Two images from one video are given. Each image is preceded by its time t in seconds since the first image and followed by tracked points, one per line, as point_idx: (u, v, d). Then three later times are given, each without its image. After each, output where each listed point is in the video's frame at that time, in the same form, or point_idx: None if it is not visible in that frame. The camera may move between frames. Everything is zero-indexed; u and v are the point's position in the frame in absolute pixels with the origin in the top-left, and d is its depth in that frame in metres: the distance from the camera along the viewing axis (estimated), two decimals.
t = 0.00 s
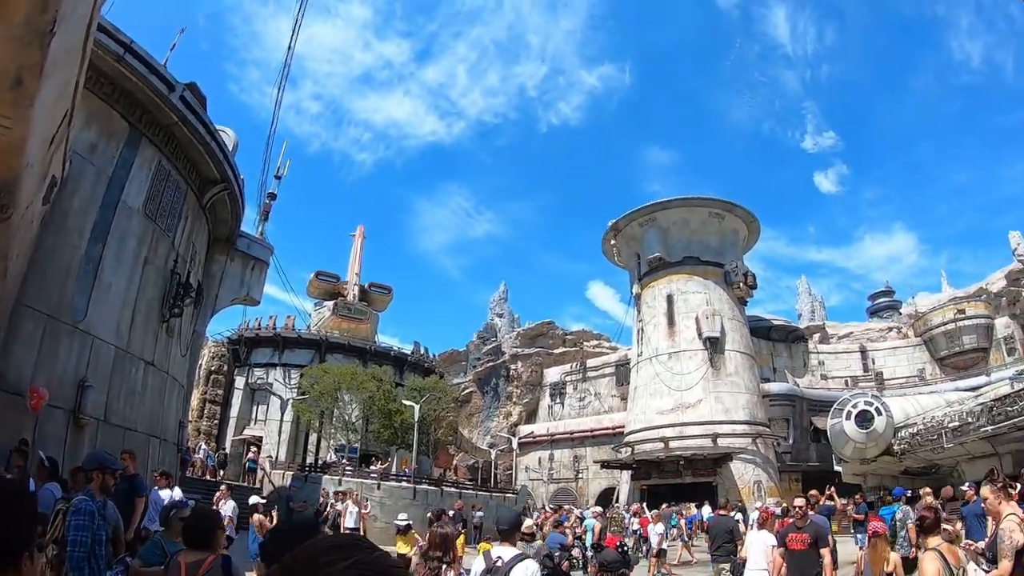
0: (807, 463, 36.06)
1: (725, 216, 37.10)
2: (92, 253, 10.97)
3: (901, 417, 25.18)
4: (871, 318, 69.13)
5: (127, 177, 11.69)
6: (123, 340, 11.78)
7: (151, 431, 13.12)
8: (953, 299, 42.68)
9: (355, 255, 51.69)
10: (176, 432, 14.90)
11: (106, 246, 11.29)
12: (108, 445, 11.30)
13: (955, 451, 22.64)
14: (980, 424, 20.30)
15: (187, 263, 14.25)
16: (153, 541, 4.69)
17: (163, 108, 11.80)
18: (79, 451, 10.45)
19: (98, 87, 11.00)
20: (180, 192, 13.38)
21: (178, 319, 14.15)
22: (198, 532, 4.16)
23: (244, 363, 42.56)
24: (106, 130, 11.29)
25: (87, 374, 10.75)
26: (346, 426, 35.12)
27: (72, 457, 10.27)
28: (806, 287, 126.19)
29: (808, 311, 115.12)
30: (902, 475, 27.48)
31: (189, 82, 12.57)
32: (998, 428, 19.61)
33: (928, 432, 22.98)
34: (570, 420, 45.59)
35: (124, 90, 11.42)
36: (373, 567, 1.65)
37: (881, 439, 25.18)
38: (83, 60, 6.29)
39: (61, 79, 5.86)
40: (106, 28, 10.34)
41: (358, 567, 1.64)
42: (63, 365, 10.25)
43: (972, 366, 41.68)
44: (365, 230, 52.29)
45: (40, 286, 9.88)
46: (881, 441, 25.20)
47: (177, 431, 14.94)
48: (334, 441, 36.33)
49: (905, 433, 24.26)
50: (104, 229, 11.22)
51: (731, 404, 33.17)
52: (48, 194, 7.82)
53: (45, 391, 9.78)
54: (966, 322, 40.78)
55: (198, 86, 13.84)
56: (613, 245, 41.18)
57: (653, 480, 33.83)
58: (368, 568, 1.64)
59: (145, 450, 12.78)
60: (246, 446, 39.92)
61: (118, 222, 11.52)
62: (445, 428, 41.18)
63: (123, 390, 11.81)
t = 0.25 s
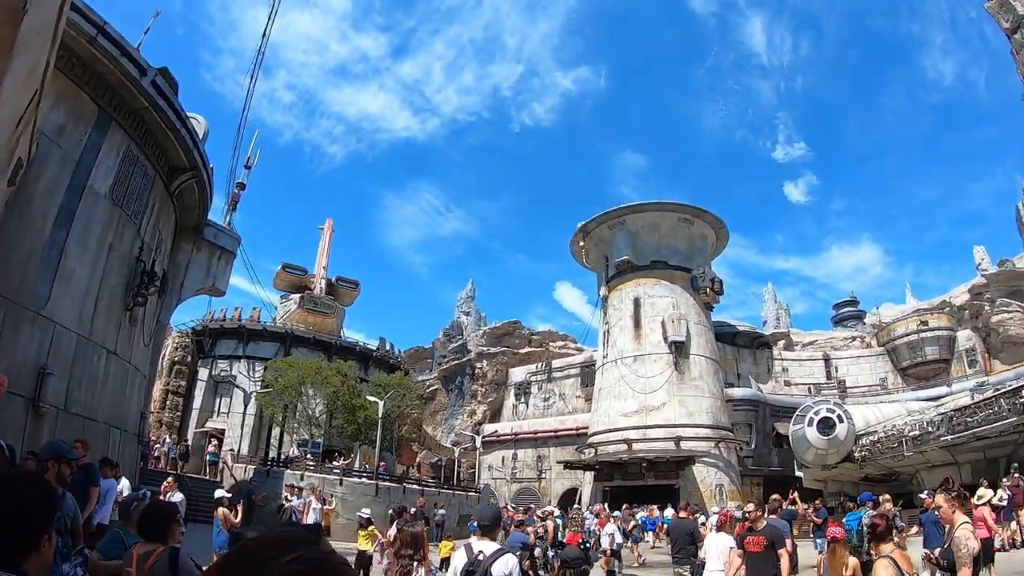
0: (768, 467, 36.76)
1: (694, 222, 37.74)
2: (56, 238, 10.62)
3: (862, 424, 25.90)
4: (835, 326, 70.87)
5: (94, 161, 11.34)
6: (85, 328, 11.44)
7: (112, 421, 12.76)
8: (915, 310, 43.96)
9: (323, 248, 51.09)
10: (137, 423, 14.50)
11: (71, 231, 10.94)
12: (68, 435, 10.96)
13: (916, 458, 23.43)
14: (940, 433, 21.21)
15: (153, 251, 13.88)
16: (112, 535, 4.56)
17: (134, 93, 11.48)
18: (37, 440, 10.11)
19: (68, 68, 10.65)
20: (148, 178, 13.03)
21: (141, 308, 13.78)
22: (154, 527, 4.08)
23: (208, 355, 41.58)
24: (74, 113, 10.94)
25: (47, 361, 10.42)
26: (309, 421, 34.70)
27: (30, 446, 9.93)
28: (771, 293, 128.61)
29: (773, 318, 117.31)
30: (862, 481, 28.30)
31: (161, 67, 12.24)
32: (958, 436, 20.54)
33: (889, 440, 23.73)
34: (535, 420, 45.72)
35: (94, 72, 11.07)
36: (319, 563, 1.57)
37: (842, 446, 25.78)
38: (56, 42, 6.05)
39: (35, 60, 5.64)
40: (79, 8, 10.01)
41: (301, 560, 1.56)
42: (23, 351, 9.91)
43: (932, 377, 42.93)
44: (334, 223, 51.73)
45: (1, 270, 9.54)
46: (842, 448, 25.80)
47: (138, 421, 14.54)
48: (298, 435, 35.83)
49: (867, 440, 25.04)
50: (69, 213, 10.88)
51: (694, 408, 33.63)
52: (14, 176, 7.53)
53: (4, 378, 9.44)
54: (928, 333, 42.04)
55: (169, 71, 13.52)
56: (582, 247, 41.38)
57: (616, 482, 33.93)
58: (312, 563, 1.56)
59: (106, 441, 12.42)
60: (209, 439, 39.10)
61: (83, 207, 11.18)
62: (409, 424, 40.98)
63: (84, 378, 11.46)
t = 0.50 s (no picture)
0: (737, 469, 37.33)
1: (670, 224, 38.11)
2: (29, 221, 10.34)
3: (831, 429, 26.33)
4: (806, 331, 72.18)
5: (69, 144, 11.07)
6: (55, 313, 11.16)
7: (80, 409, 12.46)
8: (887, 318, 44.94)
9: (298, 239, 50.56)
10: (106, 411, 14.19)
11: (44, 215, 10.67)
12: (35, 422, 10.68)
13: (884, 464, 23.91)
14: (908, 440, 21.84)
15: (126, 237, 13.58)
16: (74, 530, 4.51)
17: (113, 77, 11.21)
18: (4, 427, 9.82)
19: (46, 49, 10.38)
20: (123, 163, 12.75)
21: (112, 295, 13.48)
22: (110, 516, 3.97)
23: (179, 344, 40.80)
24: (50, 94, 10.66)
25: (15, 347, 10.14)
26: (280, 413, 34.35)
27: None
28: (743, 298, 130.53)
29: (745, 321, 119.04)
30: (830, 485, 28.70)
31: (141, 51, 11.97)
32: (926, 444, 21.26)
33: (858, 445, 24.18)
34: (506, 417, 45.82)
35: (73, 53, 10.79)
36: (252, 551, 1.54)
37: (811, 450, 26.07)
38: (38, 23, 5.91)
39: (12, 36, 5.40)
40: None
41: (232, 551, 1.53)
42: None
43: (902, 384, 43.93)
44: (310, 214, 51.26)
45: None
46: (811, 452, 26.11)
47: (107, 410, 14.23)
48: (268, 427, 35.40)
49: (836, 444, 25.49)
50: (42, 196, 10.61)
51: (665, 409, 33.97)
52: None
53: None
54: (899, 341, 42.99)
55: (148, 55, 13.24)
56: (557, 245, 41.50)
57: (585, 480, 33.99)
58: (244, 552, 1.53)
59: (73, 429, 12.13)
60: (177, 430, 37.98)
61: (56, 190, 10.91)
62: (381, 419, 40.79)
63: (52, 365, 11.19)
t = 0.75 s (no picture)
0: (708, 469, 37.82)
1: (647, 223, 38.29)
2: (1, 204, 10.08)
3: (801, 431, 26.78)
4: (779, 333, 73.28)
5: (43, 127, 10.81)
6: (25, 299, 10.90)
7: (49, 397, 12.18)
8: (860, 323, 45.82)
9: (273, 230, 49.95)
10: (75, 400, 13.89)
11: (16, 198, 10.41)
12: (3, 410, 10.43)
13: (853, 467, 24.35)
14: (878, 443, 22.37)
15: (99, 223, 13.28)
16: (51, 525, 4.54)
17: (90, 60, 10.95)
18: None
19: (23, 29, 10.11)
20: (98, 148, 12.46)
21: (84, 281, 13.18)
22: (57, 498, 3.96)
23: (150, 333, 40.06)
24: (25, 76, 10.39)
25: None
26: (252, 404, 33.97)
27: None
28: (716, 299, 131.99)
29: (719, 322, 120.30)
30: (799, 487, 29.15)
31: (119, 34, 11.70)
32: (895, 448, 21.77)
33: (828, 448, 24.64)
34: (479, 413, 45.87)
35: (50, 34, 10.52)
36: None
37: (781, 451, 26.55)
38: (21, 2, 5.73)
39: None
40: None
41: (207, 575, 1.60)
42: None
43: (873, 388, 44.81)
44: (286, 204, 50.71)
45: None
46: (781, 453, 26.58)
47: (76, 399, 13.93)
48: (239, 419, 34.94)
49: (806, 446, 25.97)
50: (15, 180, 10.35)
51: (638, 408, 34.29)
52: None
53: None
54: (872, 346, 43.91)
55: (127, 39, 12.95)
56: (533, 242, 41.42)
57: (557, 478, 34.06)
58: None
59: (42, 418, 11.86)
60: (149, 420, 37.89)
61: (29, 174, 10.64)
62: (354, 412, 40.56)
63: (21, 352, 10.92)
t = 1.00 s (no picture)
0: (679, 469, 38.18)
1: (624, 223, 38.42)
2: None
3: (772, 433, 27.10)
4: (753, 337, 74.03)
5: (18, 108, 10.59)
6: None
7: (16, 382, 11.95)
8: (833, 329, 46.47)
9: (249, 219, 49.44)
10: (44, 386, 13.64)
11: None
12: None
13: (823, 470, 24.67)
14: (847, 447, 22.76)
15: (71, 207, 13.04)
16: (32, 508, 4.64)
17: (67, 42, 10.74)
18: None
19: None
20: (72, 131, 12.24)
21: (54, 266, 12.94)
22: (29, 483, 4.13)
23: (123, 320, 39.46)
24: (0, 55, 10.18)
25: None
26: (223, 395, 33.62)
27: None
28: (691, 301, 133.01)
29: (695, 324, 121.17)
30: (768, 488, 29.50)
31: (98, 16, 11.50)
32: (864, 452, 22.13)
33: (798, 451, 24.96)
34: (452, 408, 45.85)
35: (28, 13, 10.31)
36: None
37: (751, 452, 26.96)
38: None
39: None
40: None
41: None
42: None
43: (845, 393, 45.41)
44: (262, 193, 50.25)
45: None
46: (751, 455, 27.00)
47: (44, 385, 13.68)
48: (210, 409, 34.56)
49: (776, 449, 26.31)
50: None
51: (610, 407, 34.49)
52: None
53: None
54: (844, 351, 44.46)
55: (105, 20, 12.72)
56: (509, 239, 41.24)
57: (528, 474, 33.75)
58: None
59: (9, 403, 11.63)
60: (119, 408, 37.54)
61: (3, 154, 10.43)
62: (326, 405, 40.35)
63: None
